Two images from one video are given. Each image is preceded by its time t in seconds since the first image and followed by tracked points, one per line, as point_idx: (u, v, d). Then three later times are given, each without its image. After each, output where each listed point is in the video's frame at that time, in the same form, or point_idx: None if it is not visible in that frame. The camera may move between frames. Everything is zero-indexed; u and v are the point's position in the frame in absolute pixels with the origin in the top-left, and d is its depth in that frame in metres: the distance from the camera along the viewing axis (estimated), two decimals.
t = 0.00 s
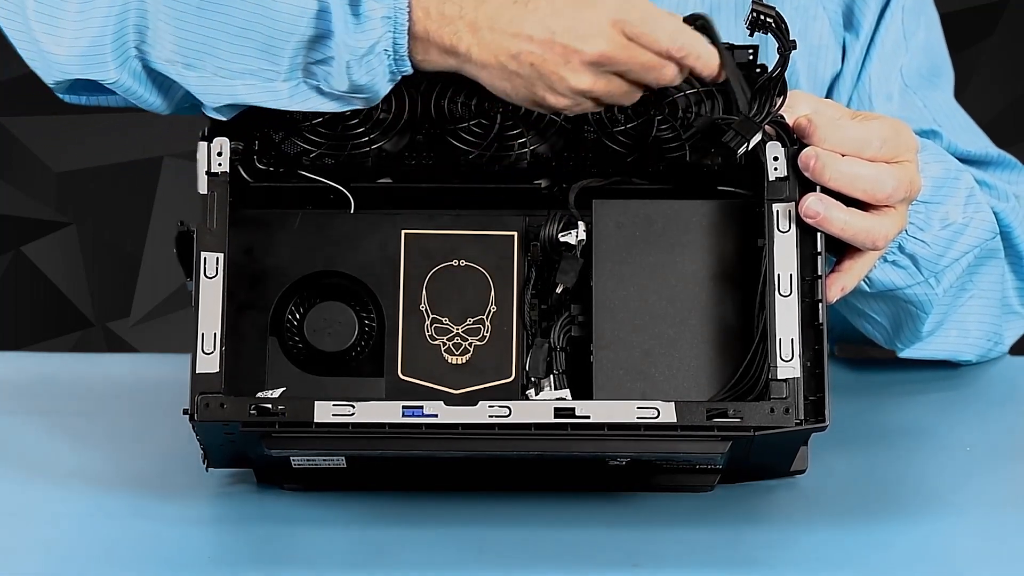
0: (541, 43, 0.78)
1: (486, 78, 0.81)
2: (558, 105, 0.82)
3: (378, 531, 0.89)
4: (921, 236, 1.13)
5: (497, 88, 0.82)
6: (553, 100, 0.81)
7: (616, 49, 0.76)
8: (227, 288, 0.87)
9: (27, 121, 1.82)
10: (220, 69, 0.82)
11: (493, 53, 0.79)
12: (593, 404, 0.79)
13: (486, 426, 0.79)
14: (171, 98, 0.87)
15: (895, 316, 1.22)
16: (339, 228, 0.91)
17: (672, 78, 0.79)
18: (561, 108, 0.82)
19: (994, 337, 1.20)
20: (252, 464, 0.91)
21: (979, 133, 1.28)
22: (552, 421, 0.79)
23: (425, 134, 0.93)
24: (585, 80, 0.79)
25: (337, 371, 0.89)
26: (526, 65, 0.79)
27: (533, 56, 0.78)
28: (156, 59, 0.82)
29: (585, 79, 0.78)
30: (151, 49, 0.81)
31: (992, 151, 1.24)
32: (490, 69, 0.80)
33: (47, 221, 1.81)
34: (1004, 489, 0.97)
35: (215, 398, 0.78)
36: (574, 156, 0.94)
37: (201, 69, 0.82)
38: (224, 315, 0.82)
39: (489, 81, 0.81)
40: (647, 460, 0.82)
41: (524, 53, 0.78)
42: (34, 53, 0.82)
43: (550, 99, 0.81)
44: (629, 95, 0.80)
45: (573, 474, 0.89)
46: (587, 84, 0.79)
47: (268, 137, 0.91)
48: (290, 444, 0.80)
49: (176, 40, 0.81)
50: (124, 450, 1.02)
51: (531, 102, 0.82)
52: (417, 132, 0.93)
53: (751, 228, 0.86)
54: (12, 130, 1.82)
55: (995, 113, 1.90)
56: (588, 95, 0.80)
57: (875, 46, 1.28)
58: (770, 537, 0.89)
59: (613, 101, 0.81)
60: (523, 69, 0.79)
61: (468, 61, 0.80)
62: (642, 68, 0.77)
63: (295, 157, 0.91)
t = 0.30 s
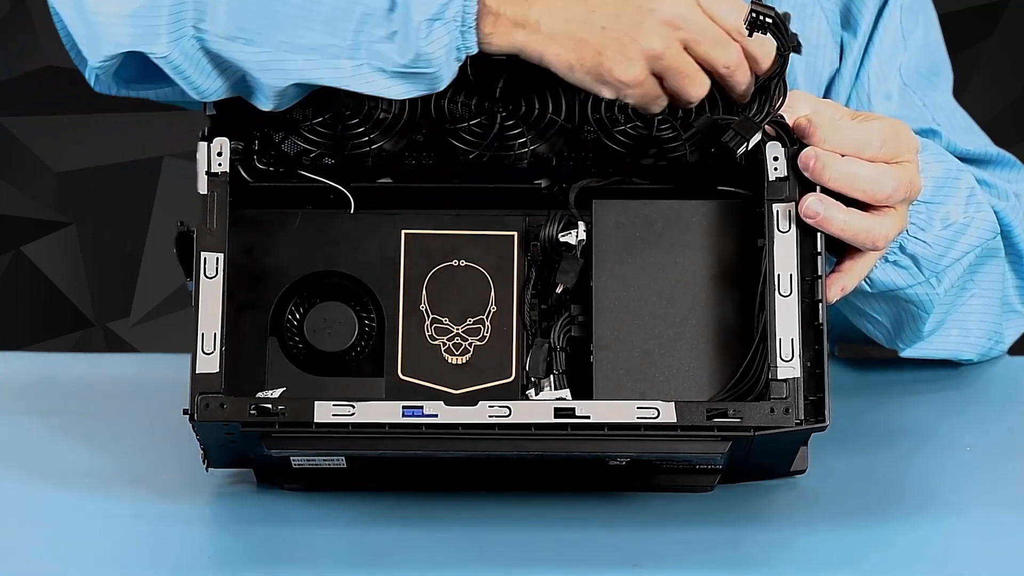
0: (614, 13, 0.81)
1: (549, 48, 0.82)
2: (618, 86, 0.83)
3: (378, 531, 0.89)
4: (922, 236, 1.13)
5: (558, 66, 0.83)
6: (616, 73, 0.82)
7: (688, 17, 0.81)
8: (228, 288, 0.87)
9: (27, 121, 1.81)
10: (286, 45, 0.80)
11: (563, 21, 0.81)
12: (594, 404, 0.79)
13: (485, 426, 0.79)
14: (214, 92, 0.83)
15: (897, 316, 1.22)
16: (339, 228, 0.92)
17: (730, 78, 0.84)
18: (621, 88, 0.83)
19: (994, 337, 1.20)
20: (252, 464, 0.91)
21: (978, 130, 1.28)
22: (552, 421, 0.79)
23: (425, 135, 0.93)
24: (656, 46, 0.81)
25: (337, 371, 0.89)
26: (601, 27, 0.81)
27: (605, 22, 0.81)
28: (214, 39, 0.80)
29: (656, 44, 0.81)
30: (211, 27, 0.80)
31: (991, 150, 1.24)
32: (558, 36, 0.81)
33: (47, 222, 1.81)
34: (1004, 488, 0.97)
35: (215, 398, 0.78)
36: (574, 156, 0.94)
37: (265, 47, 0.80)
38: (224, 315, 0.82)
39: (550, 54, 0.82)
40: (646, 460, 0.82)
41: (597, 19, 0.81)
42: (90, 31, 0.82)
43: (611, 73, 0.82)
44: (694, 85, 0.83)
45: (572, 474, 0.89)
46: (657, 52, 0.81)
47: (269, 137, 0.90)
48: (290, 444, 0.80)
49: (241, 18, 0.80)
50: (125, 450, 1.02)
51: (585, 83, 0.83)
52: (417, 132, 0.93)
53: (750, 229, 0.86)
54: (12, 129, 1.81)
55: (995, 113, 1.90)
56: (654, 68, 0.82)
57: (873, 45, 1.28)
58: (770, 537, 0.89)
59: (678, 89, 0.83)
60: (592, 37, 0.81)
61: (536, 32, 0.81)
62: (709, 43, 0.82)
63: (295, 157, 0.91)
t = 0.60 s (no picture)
0: None
1: (606, 30, 0.83)
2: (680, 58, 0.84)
3: (378, 528, 0.89)
4: (925, 234, 1.12)
5: (613, 49, 0.84)
6: (682, 43, 0.83)
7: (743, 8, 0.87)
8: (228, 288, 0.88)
9: (27, 121, 1.81)
10: (355, 45, 0.80)
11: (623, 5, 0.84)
12: (593, 398, 0.79)
13: (485, 420, 0.79)
14: (273, 98, 0.82)
15: (904, 314, 1.20)
16: (340, 227, 0.92)
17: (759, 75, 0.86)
18: (682, 61, 0.84)
19: (1004, 331, 1.21)
20: (251, 462, 0.91)
21: (979, 126, 1.29)
22: (552, 416, 0.79)
23: (426, 138, 0.93)
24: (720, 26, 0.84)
25: (337, 370, 0.90)
26: (665, 4, 0.84)
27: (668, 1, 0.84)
28: (284, 44, 0.80)
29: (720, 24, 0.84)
30: (283, 31, 0.80)
31: (994, 145, 1.25)
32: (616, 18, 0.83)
33: (47, 221, 1.81)
34: (1004, 486, 0.98)
35: (215, 392, 0.78)
36: (575, 157, 0.94)
37: (337, 50, 0.80)
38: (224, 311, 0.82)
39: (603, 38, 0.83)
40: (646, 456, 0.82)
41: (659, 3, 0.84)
42: (150, 37, 0.81)
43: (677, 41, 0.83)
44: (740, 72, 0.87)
45: (573, 472, 0.89)
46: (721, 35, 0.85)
47: (269, 138, 0.91)
48: (290, 438, 0.80)
49: (307, 23, 0.80)
50: (125, 450, 1.02)
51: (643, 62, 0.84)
52: (417, 133, 0.93)
53: (750, 227, 0.86)
54: (12, 129, 1.82)
55: (996, 113, 1.90)
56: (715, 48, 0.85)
57: (874, 46, 1.29)
58: (770, 535, 0.88)
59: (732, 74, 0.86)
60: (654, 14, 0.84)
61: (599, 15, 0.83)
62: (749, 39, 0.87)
63: (296, 159, 0.92)
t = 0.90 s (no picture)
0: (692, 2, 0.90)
1: (636, 31, 0.88)
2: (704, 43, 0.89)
3: (379, 530, 0.89)
4: (925, 236, 1.12)
5: (644, 49, 0.88)
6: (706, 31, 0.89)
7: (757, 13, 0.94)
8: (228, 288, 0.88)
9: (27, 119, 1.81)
10: (392, 56, 0.81)
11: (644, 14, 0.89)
12: (593, 398, 0.79)
13: (485, 421, 0.79)
14: (306, 110, 0.82)
15: (904, 315, 1.20)
16: (340, 228, 0.91)
17: (758, 77, 0.87)
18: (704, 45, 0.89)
19: (1004, 335, 1.21)
20: (251, 463, 0.91)
21: (981, 129, 1.29)
22: (552, 417, 0.79)
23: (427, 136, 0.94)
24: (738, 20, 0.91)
25: (337, 369, 0.90)
26: None
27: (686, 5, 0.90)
28: (323, 57, 0.80)
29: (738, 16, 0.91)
30: (320, 45, 0.80)
31: (996, 148, 1.26)
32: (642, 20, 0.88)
33: (48, 222, 1.81)
34: (1004, 487, 0.98)
35: (215, 392, 0.78)
36: (575, 158, 0.95)
37: (375, 62, 0.81)
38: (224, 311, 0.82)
39: (632, 37, 0.88)
40: (646, 456, 0.83)
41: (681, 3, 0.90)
42: (179, 53, 0.79)
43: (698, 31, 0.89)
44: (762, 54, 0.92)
45: (573, 472, 0.89)
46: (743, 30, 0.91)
47: (268, 139, 0.92)
48: (291, 439, 0.80)
49: (344, 36, 0.80)
50: (125, 452, 1.02)
51: (665, 47, 0.88)
52: (419, 131, 0.94)
53: (750, 226, 0.87)
54: (12, 129, 1.82)
55: (996, 112, 1.90)
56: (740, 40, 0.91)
57: (876, 48, 1.28)
58: (771, 535, 0.88)
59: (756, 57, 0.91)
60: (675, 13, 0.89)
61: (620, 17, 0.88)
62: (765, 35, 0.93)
63: (296, 159, 0.92)
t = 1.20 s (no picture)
0: None
1: None
2: None
3: (380, 529, 0.89)
4: (924, 239, 1.13)
5: None
6: None
7: None
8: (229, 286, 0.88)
9: (28, 120, 1.82)
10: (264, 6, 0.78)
11: None
12: (594, 396, 0.79)
13: (485, 418, 0.79)
14: (195, 70, 0.81)
15: (903, 320, 1.18)
16: (340, 228, 0.91)
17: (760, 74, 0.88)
18: None
19: (1004, 342, 1.21)
20: (251, 463, 0.91)
21: (984, 139, 1.29)
22: (552, 414, 0.79)
23: (425, 140, 0.94)
24: None
25: (338, 369, 0.90)
26: None
27: None
28: (193, 14, 0.78)
29: None
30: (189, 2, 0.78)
31: (999, 160, 1.26)
32: None
33: (47, 222, 1.82)
34: (1004, 487, 0.98)
35: (215, 390, 0.78)
36: (576, 159, 0.94)
37: (247, 15, 0.78)
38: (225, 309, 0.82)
39: None
40: (646, 455, 0.83)
41: None
42: (57, 13, 0.80)
43: None
44: None
45: (573, 471, 0.89)
46: None
47: (269, 140, 0.92)
48: (291, 435, 0.80)
49: None
50: (123, 454, 1.01)
51: None
52: (416, 136, 0.94)
53: (750, 226, 0.87)
54: (12, 129, 1.82)
55: (996, 112, 1.90)
56: None
57: (881, 59, 1.29)
58: (771, 536, 0.88)
59: None
60: None
61: None
62: None
63: (296, 160, 0.92)
